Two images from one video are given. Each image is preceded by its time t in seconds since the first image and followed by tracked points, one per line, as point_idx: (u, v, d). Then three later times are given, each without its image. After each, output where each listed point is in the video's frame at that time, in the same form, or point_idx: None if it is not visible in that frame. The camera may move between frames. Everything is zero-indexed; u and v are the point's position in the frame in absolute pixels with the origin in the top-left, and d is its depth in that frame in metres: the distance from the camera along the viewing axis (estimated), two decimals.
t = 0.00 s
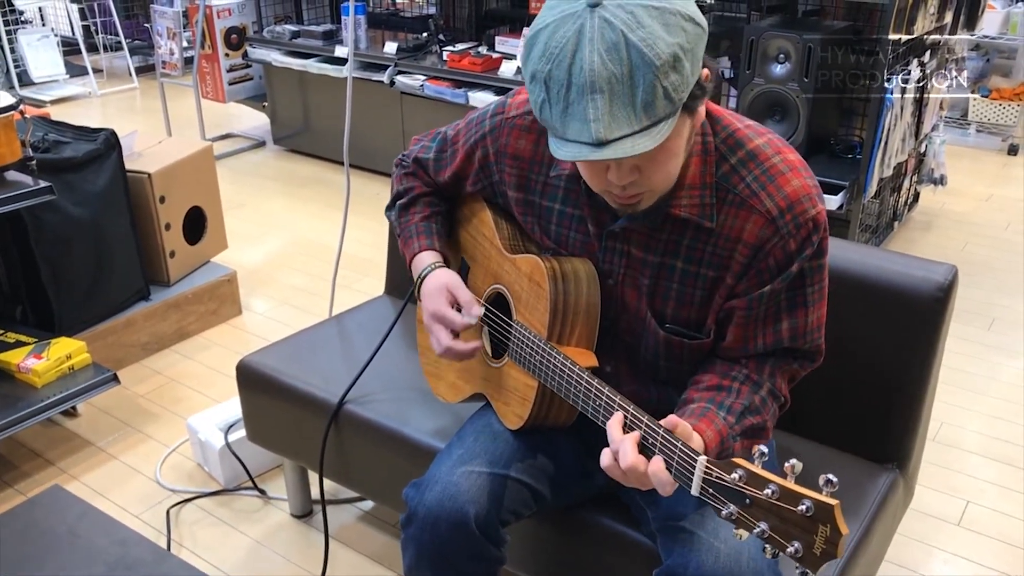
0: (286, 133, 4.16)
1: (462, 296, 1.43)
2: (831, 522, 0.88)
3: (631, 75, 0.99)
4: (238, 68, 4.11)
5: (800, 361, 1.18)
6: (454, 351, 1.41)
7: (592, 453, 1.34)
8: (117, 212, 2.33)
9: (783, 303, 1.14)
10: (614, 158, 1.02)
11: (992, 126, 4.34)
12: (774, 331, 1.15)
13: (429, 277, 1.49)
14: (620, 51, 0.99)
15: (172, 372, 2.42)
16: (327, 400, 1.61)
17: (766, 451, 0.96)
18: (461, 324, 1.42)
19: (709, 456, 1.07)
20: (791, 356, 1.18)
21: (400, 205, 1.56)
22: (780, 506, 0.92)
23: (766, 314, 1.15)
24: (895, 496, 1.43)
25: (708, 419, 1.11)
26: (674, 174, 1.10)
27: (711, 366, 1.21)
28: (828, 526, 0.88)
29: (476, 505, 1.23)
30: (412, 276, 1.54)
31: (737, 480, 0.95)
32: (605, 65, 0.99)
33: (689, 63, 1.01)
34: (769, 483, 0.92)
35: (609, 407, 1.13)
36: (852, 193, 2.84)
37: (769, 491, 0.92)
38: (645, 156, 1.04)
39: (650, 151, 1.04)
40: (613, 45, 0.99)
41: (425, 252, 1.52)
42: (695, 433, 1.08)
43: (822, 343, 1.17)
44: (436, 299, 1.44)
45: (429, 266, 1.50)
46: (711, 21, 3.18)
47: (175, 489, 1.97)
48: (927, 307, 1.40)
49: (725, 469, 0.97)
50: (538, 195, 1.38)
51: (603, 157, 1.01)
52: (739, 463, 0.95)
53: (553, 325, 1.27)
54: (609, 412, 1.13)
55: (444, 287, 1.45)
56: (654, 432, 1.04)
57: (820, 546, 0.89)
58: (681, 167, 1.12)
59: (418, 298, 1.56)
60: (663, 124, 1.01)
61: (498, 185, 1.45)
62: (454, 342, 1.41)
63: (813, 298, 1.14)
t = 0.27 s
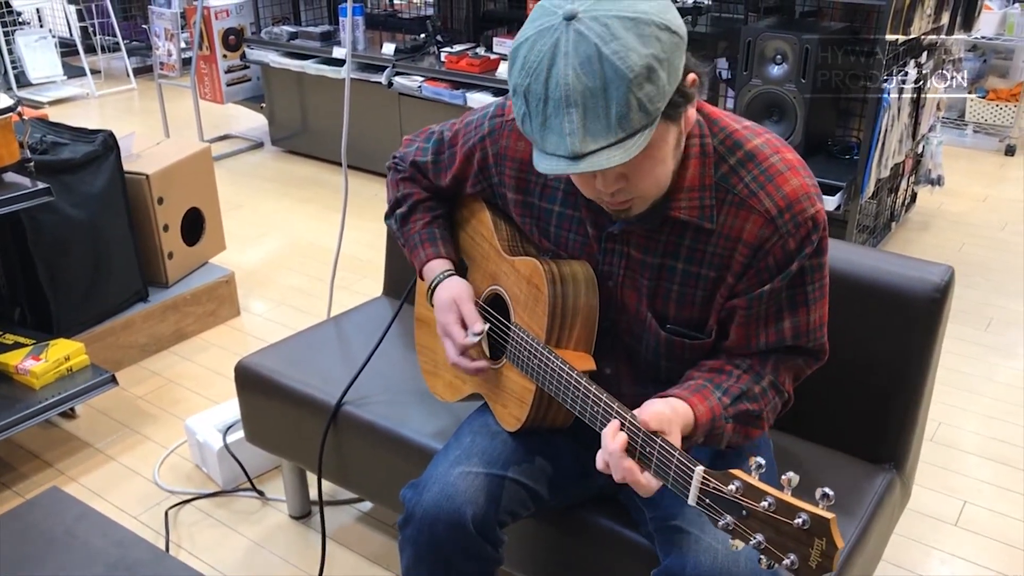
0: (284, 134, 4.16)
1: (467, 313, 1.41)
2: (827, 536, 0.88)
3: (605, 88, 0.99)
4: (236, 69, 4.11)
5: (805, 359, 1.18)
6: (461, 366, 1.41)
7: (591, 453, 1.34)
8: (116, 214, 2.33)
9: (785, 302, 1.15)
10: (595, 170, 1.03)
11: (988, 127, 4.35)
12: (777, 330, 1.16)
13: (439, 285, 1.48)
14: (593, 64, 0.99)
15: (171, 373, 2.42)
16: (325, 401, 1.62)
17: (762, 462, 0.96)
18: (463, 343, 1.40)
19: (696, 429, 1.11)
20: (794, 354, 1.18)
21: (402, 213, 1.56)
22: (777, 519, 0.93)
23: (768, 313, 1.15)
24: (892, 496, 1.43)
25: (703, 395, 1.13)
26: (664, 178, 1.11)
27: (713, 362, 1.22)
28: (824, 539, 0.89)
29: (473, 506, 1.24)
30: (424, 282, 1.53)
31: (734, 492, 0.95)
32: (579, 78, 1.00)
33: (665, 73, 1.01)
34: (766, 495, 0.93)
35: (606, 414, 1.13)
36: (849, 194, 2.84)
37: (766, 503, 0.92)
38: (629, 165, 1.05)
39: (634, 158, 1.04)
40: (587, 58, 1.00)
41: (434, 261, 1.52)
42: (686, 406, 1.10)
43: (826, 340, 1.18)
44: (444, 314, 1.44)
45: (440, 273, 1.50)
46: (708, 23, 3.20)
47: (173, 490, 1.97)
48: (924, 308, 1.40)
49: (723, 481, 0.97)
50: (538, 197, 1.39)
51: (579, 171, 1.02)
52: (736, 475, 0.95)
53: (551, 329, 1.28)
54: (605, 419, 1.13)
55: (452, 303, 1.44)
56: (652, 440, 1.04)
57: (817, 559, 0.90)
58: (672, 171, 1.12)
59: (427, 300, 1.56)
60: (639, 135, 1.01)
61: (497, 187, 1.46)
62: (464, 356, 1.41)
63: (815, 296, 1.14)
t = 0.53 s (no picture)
0: (280, 134, 4.16)
1: (463, 314, 1.43)
2: (818, 535, 0.88)
3: (561, 105, 1.00)
4: (232, 69, 4.10)
5: (810, 357, 1.18)
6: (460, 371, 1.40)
7: (586, 454, 1.34)
8: (111, 214, 2.33)
9: (784, 302, 1.14)
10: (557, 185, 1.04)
11: (984, 127, 4.36)
12: (778, 330, 1.15)
13: (431, 291, 1.48)
14: (552, 81, 1.00)
15: (166, 374, 2.42)
16: (321, 402, 1.62)
17: (754, 462, 0.96)
18: (463, 346, 1.40)
19: (709, 432, 1.10)
20: (800, 352, 1.18)
21: (395, 216, 1.57)
22: (768, 518, 0.93)
23: (767, 314, 1.15)
24: (887, 496, 1.44)
25: (713, 397, 1.12)
26: (640, 184, 1.10)
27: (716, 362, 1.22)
28: (815, 538, 0.89)
29: (469, 506, 1.24)
30: (412, 289, 1.53)
31: (726, 492, 0.95)
32: (537, 95, 1.01)
33: (624, 93, 1.00)
34: (758, 495, 0.92)
35: (602, 415, 1.13)
36: (844, 193, 2.84)
37: (757, 503, 0.92)
38: (597, 176, 1.05)
39: (601, 170, 1.04)
40: (547, 75, 1.00)
41: (423, 266, 1.52)
42: (698, 408, 1.10)
43: (830, 339, 1.17)
44: (440, 319, 1.44)
45: (430, 280, 1.50)
46: (704, 23, 3.21)
47: (169, 491, 1.97)
48: (918, 308, 1.40)
49: (715, 481, 0.97)
50: (532, 200, 1.40)
51: (537, 185, 1.03)
52: (728, 475, 0.95)
53: (546, 329, 1.28)
54: (600, 421, 1.13)
55: (447, 306, 1.44)
56: (646, 439, 1.04)
57: (807, 559, 0.90)
58: (649, 178, 1.12)
59: (417, 306, 1.57)
60: (596, 154, 1.01)
61: (493, 189, 1.47)
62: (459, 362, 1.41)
63: (815, 296, 1.14)
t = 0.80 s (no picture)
0: (276, 135, 4.15)
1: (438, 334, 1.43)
2: (812, 532, 0.88)
3: (548, 99, 1.00)
4: (228, 69, 4.10)
5: (803, 353, 1.18)
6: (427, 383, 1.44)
7: (581, 453, 1.34)
8: (107, 215, 2.33)
9: (778, 298, 1.14)
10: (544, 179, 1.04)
11: (979, 126, 4.37)
12: (772, 327, 1.15)
13: (417, 300, 1.49)
14: (539, 75, 1.00)
15: (162, 375, 2.41)
16: (315, 403, 1.62)
17: (748, 460, 0.96)
18: (434, 362, 1.42)
19: (699, 429, 1.10)
20: (792, 347, 1.18)
21: (385, 219, 1.57)
22: (762, 516, 0.92)
23: (761, 312, 1.15)
24: (881, 494, 1.44)
25: (704, 394, 1.12)
26: (628, 182, 1.10)
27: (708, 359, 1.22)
28: (809, 535, 0.89)
29: (464, 506, 1.24)
30: (401, 296, 1.54)
31: (720, 490, 0.95)
32: (524, 89, 1.01)
33: (611, 88, 1.00)
34: (752, 493, 0.93)
35: (596, 414, 1.13)
36: (840, 193, 2.85)
37: (752, 501, 0.92)
38: (584, 170, 1.05)
39: (588, 164, 1.04)
40: (534, 69, 1.01)
41: (411, 272, 1.53)
42: (688, 405, 1.10)
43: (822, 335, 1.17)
44: (415, 333, 1.45)
45: (417, 288, 1.50)
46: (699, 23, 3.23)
47: (164, 492, 1.97)
48: (911, 306, 1.41)
49: (710, 479, 0.97)
50: (524, 200, 1.40)
51: (523, 179, 1.03)
52: (722, 473, 0.96)
53: (540, 329, 1.28)
54: (594, 420, 1.13)
55: (425, 321, 1.44)
56: (641, 438, 1.04)
57: (802, 556, 0.90)
58: (638, 176, 1.12)
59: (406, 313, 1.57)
60: (582, 149, 1.01)
61: (484, 190, 1.47)
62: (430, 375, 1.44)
63: (808, 292, 1.14)
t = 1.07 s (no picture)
0: (272, 136, 4.15)
1: (442, 326, 1.43)
2: (813, 523, 0.88)
3: (510, 129, 1.01)
4: (224, 70, 4.09)
5: (802, 350, 1.18)
6: (432, 380, 1.42)
7: (578, 452, 1.34)
8: (102, 216, 2.32)
9: (777, 295, 1.14)
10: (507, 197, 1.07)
11: (973, 127, 4.38)
12: (771, 325, 1.15)
13: (416, 296, 1.48)
14: (504, 103, 1.01)
15: (158, 376, 2.41)
16: (312, 403, 1.61)
17: (748, 453, 0.96)
18: (437, 354, 1.41)
19: (699, 427, 1.11)
20: (792, 345, 1.18)
21: (383, 219, 1.57)
22: (763, 508, 0.93)
23: (760, 308, 1.15)
24: (878, 494, 1.44)
25: (704, 391, 1.13)
26: (603, 195, 1.12)
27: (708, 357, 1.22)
28: (810, 527, 0.89)
29: (461, 506, 1.24)
30: (399, 294, 1.53)
31: (720, 482, 0.96)
32: (490, 114, 1.02)
33: (571, 129, 1.00)
34: (752, 484, 0.93)
35: (596, 410, 1.13)
36: (835, 193, 2.85)
37: (752, 492, 0.92)
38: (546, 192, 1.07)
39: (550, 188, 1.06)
40: (502, 96, 1.02)
41: (410, 271, 1.53)
42: (688, 402, 1.10)
43: (821, 332, 1.18)
44: (417, 326, 1.44)
45: (416, 285, 1.50)
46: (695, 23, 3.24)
47: (160, 493, 1.96)
48: (908, 305, 1.41)
49: (709, 472, 0.97)
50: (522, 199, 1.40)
51: (483, 197, 1.07)
52: (722, 465, 0.96)
53: (539, 327, 1.28)
54: (593, 416, 1.13)
55: (426, 314, 1.45)
56: (640, 433, 1.04)
57: (802, 547, 0.90)
58: (613, 191, 1.13)
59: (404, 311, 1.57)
60: (537, 179, 1.03)
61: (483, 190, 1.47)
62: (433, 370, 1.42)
63: (807, 289, 1.14)
